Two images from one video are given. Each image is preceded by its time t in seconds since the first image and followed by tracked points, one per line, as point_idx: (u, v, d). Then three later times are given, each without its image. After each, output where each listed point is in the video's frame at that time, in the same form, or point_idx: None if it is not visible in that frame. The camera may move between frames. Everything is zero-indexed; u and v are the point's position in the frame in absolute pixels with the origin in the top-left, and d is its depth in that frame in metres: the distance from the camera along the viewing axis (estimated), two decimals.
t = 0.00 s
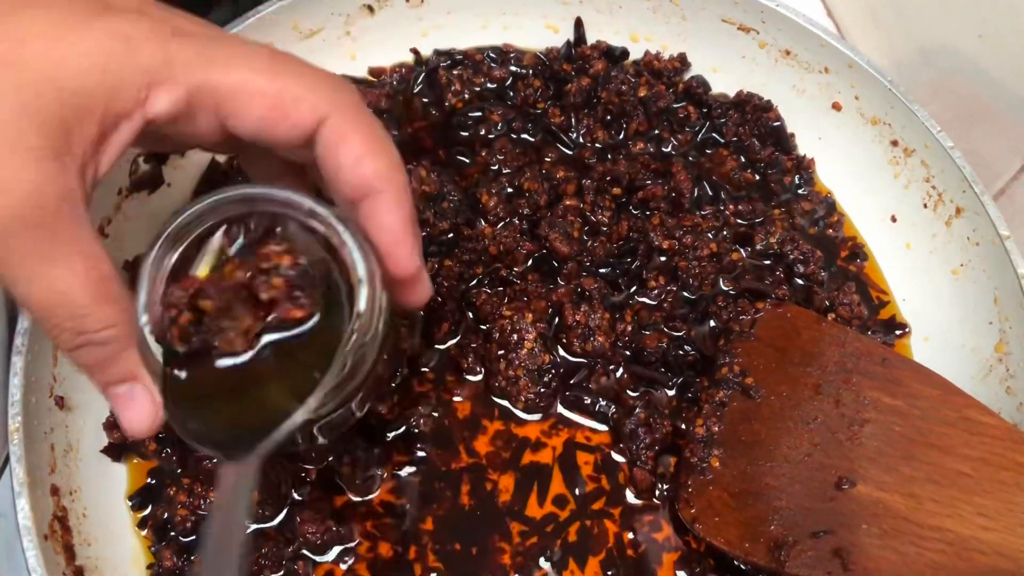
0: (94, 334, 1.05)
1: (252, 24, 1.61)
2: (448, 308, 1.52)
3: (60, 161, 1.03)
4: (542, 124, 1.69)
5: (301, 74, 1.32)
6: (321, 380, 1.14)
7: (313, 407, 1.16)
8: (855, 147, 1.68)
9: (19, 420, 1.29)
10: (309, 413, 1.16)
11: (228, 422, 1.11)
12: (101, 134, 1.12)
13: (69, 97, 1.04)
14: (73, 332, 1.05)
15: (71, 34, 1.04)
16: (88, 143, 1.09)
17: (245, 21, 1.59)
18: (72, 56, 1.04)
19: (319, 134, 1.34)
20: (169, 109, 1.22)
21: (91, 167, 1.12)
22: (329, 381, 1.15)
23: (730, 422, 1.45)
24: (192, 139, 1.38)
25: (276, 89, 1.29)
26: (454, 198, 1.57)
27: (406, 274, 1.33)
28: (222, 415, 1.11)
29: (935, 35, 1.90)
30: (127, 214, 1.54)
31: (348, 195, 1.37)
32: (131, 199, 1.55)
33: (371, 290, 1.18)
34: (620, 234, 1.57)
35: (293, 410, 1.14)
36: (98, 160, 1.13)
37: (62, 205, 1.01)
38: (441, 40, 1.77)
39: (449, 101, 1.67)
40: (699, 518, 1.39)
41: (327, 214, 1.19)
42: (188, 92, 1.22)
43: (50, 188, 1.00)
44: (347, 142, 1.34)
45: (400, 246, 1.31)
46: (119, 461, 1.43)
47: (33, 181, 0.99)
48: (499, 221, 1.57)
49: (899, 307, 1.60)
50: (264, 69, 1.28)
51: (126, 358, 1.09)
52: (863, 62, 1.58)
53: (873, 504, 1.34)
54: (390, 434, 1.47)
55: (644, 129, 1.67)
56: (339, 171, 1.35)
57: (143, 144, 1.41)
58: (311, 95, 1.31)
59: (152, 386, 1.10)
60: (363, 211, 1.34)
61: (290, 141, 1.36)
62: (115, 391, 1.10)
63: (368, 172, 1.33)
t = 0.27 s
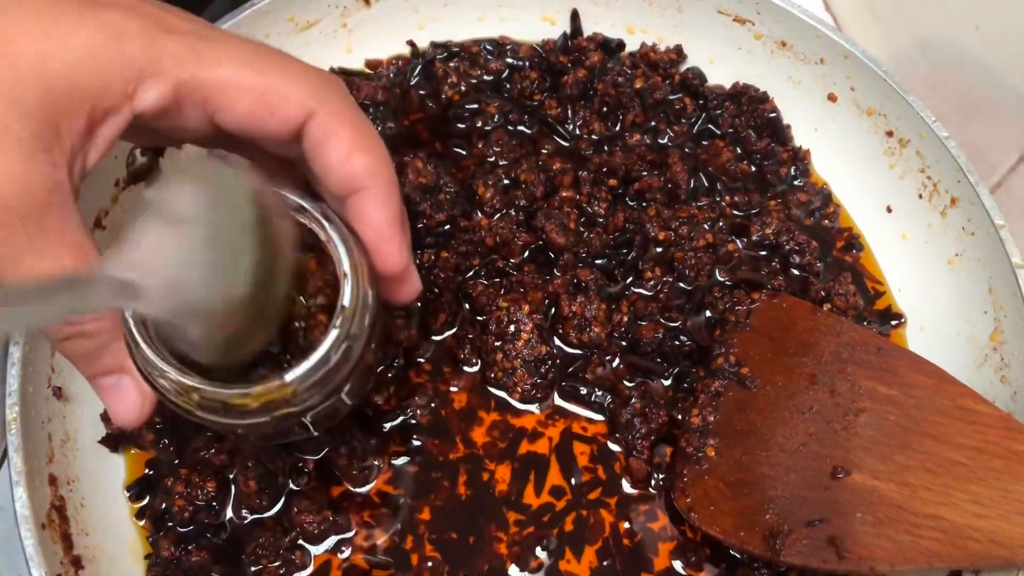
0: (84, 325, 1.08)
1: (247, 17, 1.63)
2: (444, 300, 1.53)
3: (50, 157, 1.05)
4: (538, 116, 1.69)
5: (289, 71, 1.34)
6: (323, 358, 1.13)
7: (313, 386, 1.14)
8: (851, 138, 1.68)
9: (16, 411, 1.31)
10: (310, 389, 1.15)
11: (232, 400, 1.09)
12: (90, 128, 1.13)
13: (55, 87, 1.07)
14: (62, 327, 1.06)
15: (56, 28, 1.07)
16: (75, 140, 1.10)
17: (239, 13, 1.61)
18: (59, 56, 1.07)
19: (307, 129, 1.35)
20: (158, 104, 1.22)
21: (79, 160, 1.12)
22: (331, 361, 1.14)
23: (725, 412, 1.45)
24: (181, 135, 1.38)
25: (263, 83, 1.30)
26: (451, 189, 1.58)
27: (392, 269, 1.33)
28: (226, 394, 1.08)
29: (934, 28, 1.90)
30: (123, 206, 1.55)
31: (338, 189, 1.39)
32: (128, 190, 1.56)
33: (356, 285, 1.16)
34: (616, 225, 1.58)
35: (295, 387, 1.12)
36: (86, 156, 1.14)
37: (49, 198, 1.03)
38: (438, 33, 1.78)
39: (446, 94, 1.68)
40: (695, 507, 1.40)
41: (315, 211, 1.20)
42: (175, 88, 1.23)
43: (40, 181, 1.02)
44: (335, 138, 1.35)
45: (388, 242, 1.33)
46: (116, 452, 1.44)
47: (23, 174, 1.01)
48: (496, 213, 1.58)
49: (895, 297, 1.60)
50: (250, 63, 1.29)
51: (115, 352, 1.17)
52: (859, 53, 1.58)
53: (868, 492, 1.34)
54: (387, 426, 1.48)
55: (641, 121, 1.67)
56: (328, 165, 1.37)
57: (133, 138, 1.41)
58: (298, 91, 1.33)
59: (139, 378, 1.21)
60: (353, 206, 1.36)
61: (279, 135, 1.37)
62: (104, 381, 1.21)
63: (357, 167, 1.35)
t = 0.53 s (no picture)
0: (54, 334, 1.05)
1: (241, 11, 1.61)
2: (440, 298, 1.51)
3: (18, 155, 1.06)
4: (536, 112, 1.67)
5: (264, 69, 1.31)
6: (289, 368, 1.06)
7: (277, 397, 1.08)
8: (851, 133, 1.67)
9: (5, 409, 1.29)
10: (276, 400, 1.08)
11: (195, 410, 1.02)
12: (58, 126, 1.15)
13: (25, 84, 1.09)
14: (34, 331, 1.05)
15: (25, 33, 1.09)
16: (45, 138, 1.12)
17: (234, 6, 1.60)
18: (30, 50, 1.09)
19: (282, 129, 1.31)
20: (128, 102, 1.23)
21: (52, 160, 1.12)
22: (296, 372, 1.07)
23: (724, 411, 1.44)
24: (156, 136, 1.37)
25: (235, 80, 1.28)
26: (446, 185, 1.55)
27: (368, 275, 1.28)
28: (187, 404, 1.01)
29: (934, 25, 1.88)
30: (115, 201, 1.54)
31: (314, 191, 1.33)
32: (118, 187, 1.55)
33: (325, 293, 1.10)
34: (614, 221, 1.56)
35: (261, 396, 1.05)
36: (57, 154, 1.15)
37: (17, 197, 1.03)
38: (434, 27, 1.76)
39: (442, 88, 1.66)
40: (693, 506, 1.38)
41: (282, 210, 1.12)
42: (145, 87, 1.23)
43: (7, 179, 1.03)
44: (311, 137, 1.30)
45: (363, 246, 1.27)
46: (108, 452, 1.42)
47: None
48: (493, 209, 1.56)
49: (895, 294, 1.58)
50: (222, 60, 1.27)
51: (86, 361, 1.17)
52: (860, 48, 1.57)
53: (869, 491, 1.33)
54: (383, 425, 1.46)
55: (639, 116, 1.65)
56: (303, 167, 1.32)
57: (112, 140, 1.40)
58: (272, 89, 1.29)
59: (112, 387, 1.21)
60: (329, 209, 1.30)
61: (255, 137, 1.34)
62: (77, 389, 1.21)
63: (331, 167, 1.29)
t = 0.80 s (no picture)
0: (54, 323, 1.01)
1: (241, 11, 1.59)
2: (441, 301, 1.49)
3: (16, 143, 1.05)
4: (538, 113, 1.66)
5: (267, 52, 1.29)
6: (296, 357, 1.05)
7: (284, 389, 1.08)
8: (855, 135, 1.65)
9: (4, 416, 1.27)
10: (279, 392, 1.08)
11: (203, 400, 1.03)
12: (57, 113, 1.14)
13: (21, 71, 1.08)
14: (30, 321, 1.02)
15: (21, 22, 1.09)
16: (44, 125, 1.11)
17: (234, 6, 1.58)
18: (25, 37, 1.09)
19: (288, 114, 1.30)
20: (128, 88, 1.21)
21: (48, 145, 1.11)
22: (302, 362, 1.06)
23: (729, 415, 1.43)
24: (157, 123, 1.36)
25: (239, 66, 1.26)
26: (448, 186, 1.54)
27: (375, 264, 1.26)
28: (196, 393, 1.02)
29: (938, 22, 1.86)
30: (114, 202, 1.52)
31: (321, 177, 1.32)
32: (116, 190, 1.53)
33: (330, 277, 1.09)
34: (616, 223, 1.54)
35: (266, 386, 1.05)
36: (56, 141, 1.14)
37: (16, 185, 1.02)
38: (434, 27, 1.74)
39: (442, 89, 1.65)
40: (698, 512, 1.36)
41: (286, 194, 1.13)
42: (145, 72, 1.21)
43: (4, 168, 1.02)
44: (316, 123, 1.29)
45: (374, 233, 1.25)
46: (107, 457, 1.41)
47: None
48: (494, 211, 1.54)
49: (900, 297, 1.57)
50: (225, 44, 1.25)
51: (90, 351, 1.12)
52: (865, 48, 1.55)
53: (876, 497, 1.32)
54: (384, 429, 1.45)
55: (641, 117, 1.64)
56: (310, 153, 1.30)
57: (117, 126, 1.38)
58: (277, 73, 1.28)
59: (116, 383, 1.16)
60: (337, 195, 1.29)
61: (260, 122, 1.32)
62: (80, 384, 1.16)
63: (339, 153, 1.28)
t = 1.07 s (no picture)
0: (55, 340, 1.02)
1: (243, 15, 1.58)
2: (446, 308, 1.48)
3: (19, 153, 1.02)
4: (542, 117, 1.65)
5: (274, 70, 1.28)
6: (300, 372, 1.04)
7: (286, 404, 1.06)
8: (863, 140, 1.64)
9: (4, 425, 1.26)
10: (279, 409, 1.06)
11: (204, 413, 1.00)
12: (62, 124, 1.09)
13: (27, 80, 1.06)
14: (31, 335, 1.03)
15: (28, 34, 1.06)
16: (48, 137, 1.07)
17: (234, 11, 1.57)
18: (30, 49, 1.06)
19: (293, 132, 1.30)
20: (136, 101, 1.19)
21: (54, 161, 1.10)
22: (306, 377, 1.05)
23: (736, 422, 1.42)
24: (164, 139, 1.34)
25: (247, 84, 1.25)
26: (452, 191, 1.52)
27: (380, 282, 1.27)
28: (198, 406, 0.99)
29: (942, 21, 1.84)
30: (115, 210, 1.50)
31: (325, 195, 1.32)
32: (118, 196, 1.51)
33: (335, 294, 1.09)
34: (621, 229, 1.54)
35: (269, 400, 1.03)
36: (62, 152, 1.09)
37: (16, 197, 0.98)
38: (438, 30, 1.73)
39: (446, 93, 1.64)
40: (704, 521, 1.36)
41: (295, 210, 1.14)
42: (153, 87, 1.19)
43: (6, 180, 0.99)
44: (322, 142, 1.29)
45: (377, 253, 1.26)
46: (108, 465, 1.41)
47: None
48: (498, 216, 1.53)
49: (907, 303, 1.57)
50: (234, 62, 1.24)
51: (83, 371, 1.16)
52: (872, 53, 1.54)
53: (884, 506, 1.31)
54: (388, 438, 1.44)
55: (646, 121, 1.63)
56: (315, 172, 1.31)
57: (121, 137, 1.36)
58: (283, 91, 1.27)
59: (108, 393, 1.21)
60: (341, 214, 1.30)
61: (265, 138, 1.32)
62: (72, 398, 1.20)
63: (344, 172, 1.29)
